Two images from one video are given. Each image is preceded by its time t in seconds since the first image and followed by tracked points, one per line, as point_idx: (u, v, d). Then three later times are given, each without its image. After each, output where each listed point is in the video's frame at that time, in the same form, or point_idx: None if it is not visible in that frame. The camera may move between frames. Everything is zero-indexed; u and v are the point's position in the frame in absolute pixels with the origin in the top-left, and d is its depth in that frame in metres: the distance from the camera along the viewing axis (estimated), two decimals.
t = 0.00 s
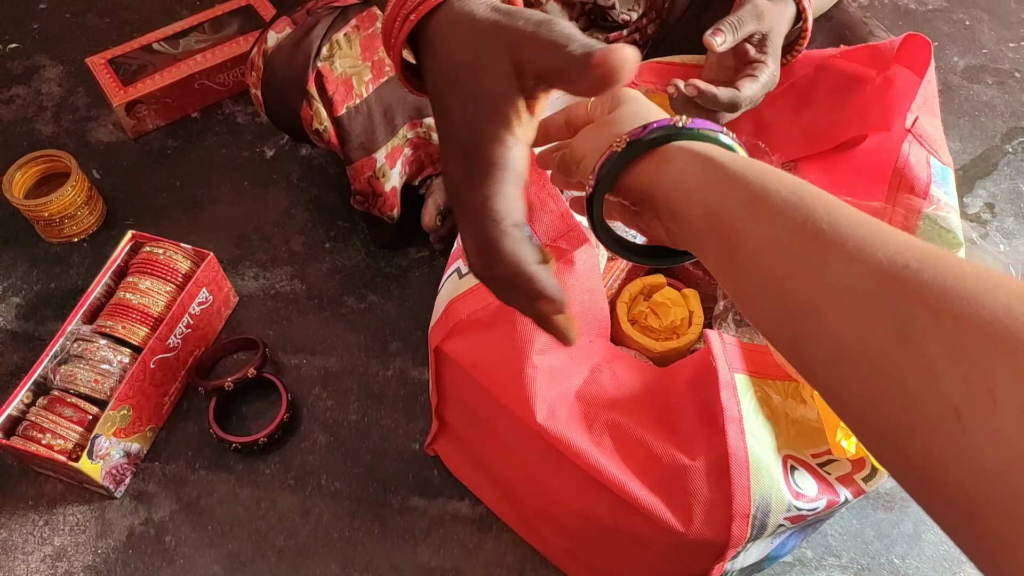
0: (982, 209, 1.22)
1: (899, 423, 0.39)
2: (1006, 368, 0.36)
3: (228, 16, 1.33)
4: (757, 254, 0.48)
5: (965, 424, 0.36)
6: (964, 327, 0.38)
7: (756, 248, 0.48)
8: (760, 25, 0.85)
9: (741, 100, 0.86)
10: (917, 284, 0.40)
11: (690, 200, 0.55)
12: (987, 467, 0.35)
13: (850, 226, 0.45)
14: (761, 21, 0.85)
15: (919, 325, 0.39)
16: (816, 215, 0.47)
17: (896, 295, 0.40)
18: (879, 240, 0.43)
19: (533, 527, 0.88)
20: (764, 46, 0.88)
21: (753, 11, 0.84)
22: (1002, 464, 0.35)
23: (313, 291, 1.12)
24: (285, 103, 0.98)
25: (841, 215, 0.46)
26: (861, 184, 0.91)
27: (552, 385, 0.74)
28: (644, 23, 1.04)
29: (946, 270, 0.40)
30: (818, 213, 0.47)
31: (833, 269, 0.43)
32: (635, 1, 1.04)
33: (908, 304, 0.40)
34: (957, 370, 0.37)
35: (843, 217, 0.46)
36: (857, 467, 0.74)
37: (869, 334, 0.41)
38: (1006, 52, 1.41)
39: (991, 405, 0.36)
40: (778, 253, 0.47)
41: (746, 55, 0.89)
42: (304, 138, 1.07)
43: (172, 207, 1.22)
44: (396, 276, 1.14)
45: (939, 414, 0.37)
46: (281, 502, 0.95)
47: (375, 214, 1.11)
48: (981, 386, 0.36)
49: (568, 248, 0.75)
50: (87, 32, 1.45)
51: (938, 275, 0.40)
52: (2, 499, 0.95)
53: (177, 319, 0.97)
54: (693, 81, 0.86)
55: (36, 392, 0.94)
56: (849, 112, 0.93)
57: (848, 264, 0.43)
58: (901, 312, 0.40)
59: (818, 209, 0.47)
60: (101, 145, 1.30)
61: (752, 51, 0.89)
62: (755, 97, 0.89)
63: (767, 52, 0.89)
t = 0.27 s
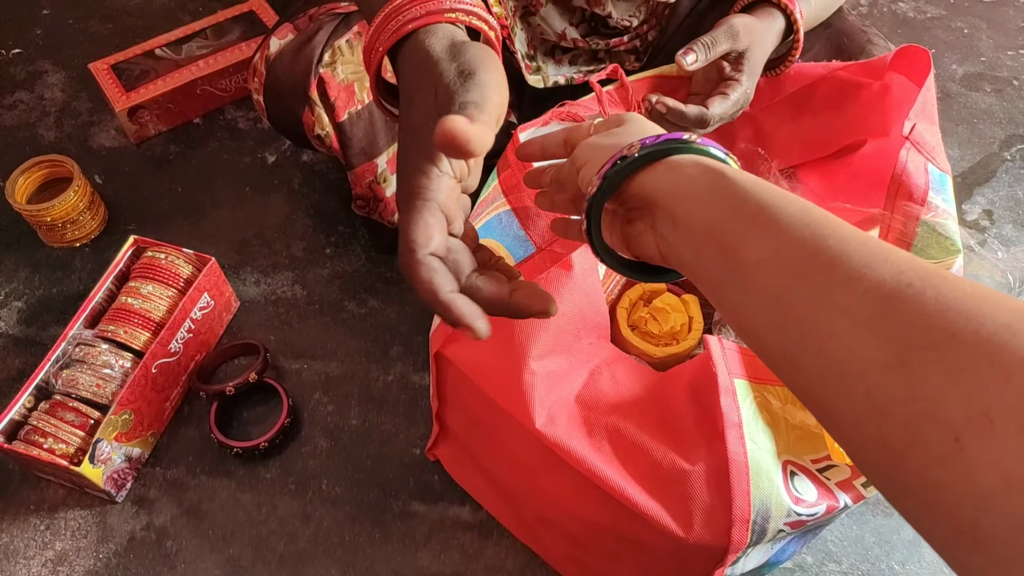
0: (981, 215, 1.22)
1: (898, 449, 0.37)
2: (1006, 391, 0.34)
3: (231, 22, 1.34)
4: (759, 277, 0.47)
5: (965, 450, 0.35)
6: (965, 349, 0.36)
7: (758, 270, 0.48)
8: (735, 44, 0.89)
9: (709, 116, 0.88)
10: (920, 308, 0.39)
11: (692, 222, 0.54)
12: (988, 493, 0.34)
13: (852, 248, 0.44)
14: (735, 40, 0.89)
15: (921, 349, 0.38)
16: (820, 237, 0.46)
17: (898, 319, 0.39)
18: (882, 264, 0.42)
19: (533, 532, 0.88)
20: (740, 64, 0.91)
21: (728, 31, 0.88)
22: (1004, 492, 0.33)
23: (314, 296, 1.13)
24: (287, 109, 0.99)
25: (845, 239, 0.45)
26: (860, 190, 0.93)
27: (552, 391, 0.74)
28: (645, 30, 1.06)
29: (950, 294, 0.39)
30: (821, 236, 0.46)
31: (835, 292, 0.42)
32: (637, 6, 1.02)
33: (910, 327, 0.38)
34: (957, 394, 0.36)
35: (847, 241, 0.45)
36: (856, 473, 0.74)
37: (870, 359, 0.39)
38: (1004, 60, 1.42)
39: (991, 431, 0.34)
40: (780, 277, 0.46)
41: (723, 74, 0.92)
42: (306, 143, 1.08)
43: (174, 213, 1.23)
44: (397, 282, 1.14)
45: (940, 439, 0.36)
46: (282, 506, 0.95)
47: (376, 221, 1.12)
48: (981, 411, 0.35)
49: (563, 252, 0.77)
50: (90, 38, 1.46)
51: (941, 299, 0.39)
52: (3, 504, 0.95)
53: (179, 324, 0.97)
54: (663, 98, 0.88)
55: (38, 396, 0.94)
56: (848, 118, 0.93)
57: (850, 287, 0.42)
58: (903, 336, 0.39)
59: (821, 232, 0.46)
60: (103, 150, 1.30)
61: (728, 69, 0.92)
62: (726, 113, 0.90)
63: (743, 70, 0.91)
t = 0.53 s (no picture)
0: (982, 218, 1.23)
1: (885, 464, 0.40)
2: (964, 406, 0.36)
3: (233, 26, 1.35)
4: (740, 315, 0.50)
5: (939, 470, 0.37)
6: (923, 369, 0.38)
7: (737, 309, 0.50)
8: (737, 50, 0.88)
9: (708, 121, 0.87)
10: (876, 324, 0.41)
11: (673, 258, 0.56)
12: (964, 506, 0.36)
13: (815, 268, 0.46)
14: (738, 47, 0.88)
15: (886, 372, 0.40)
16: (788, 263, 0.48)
17: (858, 343, 0.41)
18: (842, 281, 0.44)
19: (535, 533, 0.88)
20: (742, 70, 0.90)
21: (731, 37, 0.87)
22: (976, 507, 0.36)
23: (316, 298, 1.13)
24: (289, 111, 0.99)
25: (815, 257, 0.47)
26: (862, 193, 0.95)
27: (553, 392, 0.75)
28: (646, 34, 1.07)
29: (910, 298, 0.41)
30: (788, 260, 0.48)
31: (803, 321, 0.45)
32: (640, 11, 1.02)
33: (869, 352, 0.41)
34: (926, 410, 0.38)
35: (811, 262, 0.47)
36: (857, 474, 0.75)
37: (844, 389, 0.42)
38: (1004, 64, 1.42)
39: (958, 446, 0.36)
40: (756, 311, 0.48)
41: (722, 80, 0.92)
42: (308, 146, 1.08)
43: (177, 215, 1.23)
44: (399, 284, 1.15)
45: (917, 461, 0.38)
46: (283, 508, 0.95)
47: (377, 224, 1.12)
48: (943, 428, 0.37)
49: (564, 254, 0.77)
50: (92, 42, 1.46)
51: (894, 307, 0.41)
52: (5, 505, 0.95)
53: (181, 326, 0.98)
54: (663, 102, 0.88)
55: (40, 397, 0.94)
56: (849, 121, 0.94)
57: (814, 315, 0.44)
58: (865, 361, 0.41)
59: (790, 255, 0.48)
60: (106, 153, 1.30)
61: (729, 75, 0.91)
62: (725, 120, 0.90)
63: (744, 76, 0.91)
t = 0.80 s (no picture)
0: (978, 228, 1.23)
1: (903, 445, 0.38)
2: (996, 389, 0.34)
3: (234, 34, 1.36)
4: (753, 297, 0.48)
5: (960, 452, 0.35)
6: (952, 350, 0.36)
7: (748, 289, 0.48)
8: (739, 60, 0.89)
9: (707, 131, 0.88)
10: (907, 304, 0.38)
11: (686, 241, 0.54)
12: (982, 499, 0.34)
13: (843, 248, 0.44)
14: (740, 57, 0.89)
15: (907, 354, 0.38)
16: (808, 243, 0.45)
17: (881, 323, 0.39)
18: (871, 261, 0.42)
19: (532, 541, 0.88)
20: (741, 81, 0.91)
21: (734, 48, 0.88)
22: (996, 489, 0.34)
23: (314, 305, 1.13)
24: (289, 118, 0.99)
25: (822, 249, 0.45)
26: (858, 203, 0.94)
27: (551, 400, 0.75)
28: (645, 43, 1.08)
29: (947, 281, 0.38)
30: (810, 241, 0.46)
31: (821, 299, 0.42)
32: (639, 21, 1.03)
33: (894, 333, 0.38)
34: (949, 393, 0.36)
35: (835, 243, 0.44)
36: (853, 483, 0.75)
37: (864, 370, 0.39)
38: (1001, 74, 1.43)
39: (982, 431, 0.34)
40: (771, 291, 0.46)
41: (722, 90, 0.93)
42: (308, 153, 1.08)
43: (176, 221, 1.23)
44: (397, 291, 1.15)
45: (937, 443, 0.36)
46: (280, 515, 0.95)
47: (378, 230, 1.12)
48: (969, 410, 0.35)
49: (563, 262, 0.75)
50: (94, 49, 1.47)
51: (929, 289, 0.38)
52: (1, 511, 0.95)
53: (179, 332, 0.98)
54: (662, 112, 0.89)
55: (38, 404, 0.94)
56: (847, 132, 0.94)
57: (833, 295, 0.42)
58: (888, 342, 0.39)
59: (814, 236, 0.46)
60: (106, 159, 1.31)
61: (728, 85, 0.92)
62: (724, 130, 0.90)
63: (743, 86, 0.91)
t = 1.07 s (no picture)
0: (979, 236, 1.23)
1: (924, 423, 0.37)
2: None
3: (237, 40, 1.36)
4: (774, 271, 0.46)
5: (987, 433, 0.34)
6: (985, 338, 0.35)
7: (763, 266, 0.47)
8: (738, 69, 0.89)
9: (708, 139, 0.88)
10: (943, 285, 0.37)
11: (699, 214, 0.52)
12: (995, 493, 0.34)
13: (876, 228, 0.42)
14: (739, 65, 0.89)
15: (942, 333, 0.36)
16: (839, 221, 0.44)
17: (916, 301, 0.38)
18: (906, 243, 0.41)
19: (533, 547, 0.88)
20: (741, 88, 0.92)
21: (733, 56, 0.89)
22: (1009, 486, 0.33)
23: (316, 311, 1.14)
24: (292, 124, 1.00)
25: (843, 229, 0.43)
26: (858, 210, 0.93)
27: (552, 406, 0.75)
28: (647, 49, 1.08)
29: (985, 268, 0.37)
30: (841, 219, 0.44)
31: (852, 274, 0.41)
32: (641, 26, 1.04)
33: (930, 312, 0.37)
34: (980, 374, 0.35)
35: (868, 223, 0.43)
36: (855, 490, 0.75)
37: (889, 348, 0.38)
38: (1001, 83, 1.44)
39: (1012, 413, 0.33)
40: (796, 264, 0.44)
41: (722, 98, 0.93)
42: (310, 158, 1.09)
43: (179, 227, 1.24)
44: (398, 296, 1.15)
45: (962, 424, 0.35)
46: (281, 520, 0.95)
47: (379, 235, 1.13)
48: (1002, 391, 0.34)
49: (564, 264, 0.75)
50: (98, 55, 1.48)
51: (967, 274, 0.37)
52: (3, 515, 0.95)
53: (182, 337, 0.98)
54: (663, 120, 0.89)
55: (40, 408, 0.94)
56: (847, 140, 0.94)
57: (867, 271, 0.40)
58: (923, 320, 0.37)
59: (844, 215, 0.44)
60: (109, 165, 1.31)
61: (728, 93, 0.92)
62: (724, 137, 0.91)
63: (743, 94, 0.92)
